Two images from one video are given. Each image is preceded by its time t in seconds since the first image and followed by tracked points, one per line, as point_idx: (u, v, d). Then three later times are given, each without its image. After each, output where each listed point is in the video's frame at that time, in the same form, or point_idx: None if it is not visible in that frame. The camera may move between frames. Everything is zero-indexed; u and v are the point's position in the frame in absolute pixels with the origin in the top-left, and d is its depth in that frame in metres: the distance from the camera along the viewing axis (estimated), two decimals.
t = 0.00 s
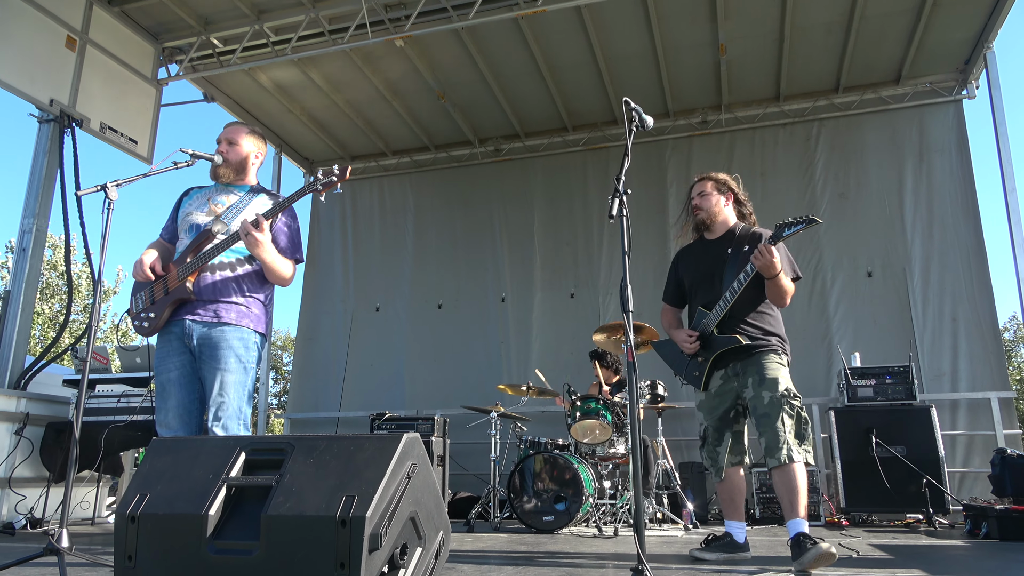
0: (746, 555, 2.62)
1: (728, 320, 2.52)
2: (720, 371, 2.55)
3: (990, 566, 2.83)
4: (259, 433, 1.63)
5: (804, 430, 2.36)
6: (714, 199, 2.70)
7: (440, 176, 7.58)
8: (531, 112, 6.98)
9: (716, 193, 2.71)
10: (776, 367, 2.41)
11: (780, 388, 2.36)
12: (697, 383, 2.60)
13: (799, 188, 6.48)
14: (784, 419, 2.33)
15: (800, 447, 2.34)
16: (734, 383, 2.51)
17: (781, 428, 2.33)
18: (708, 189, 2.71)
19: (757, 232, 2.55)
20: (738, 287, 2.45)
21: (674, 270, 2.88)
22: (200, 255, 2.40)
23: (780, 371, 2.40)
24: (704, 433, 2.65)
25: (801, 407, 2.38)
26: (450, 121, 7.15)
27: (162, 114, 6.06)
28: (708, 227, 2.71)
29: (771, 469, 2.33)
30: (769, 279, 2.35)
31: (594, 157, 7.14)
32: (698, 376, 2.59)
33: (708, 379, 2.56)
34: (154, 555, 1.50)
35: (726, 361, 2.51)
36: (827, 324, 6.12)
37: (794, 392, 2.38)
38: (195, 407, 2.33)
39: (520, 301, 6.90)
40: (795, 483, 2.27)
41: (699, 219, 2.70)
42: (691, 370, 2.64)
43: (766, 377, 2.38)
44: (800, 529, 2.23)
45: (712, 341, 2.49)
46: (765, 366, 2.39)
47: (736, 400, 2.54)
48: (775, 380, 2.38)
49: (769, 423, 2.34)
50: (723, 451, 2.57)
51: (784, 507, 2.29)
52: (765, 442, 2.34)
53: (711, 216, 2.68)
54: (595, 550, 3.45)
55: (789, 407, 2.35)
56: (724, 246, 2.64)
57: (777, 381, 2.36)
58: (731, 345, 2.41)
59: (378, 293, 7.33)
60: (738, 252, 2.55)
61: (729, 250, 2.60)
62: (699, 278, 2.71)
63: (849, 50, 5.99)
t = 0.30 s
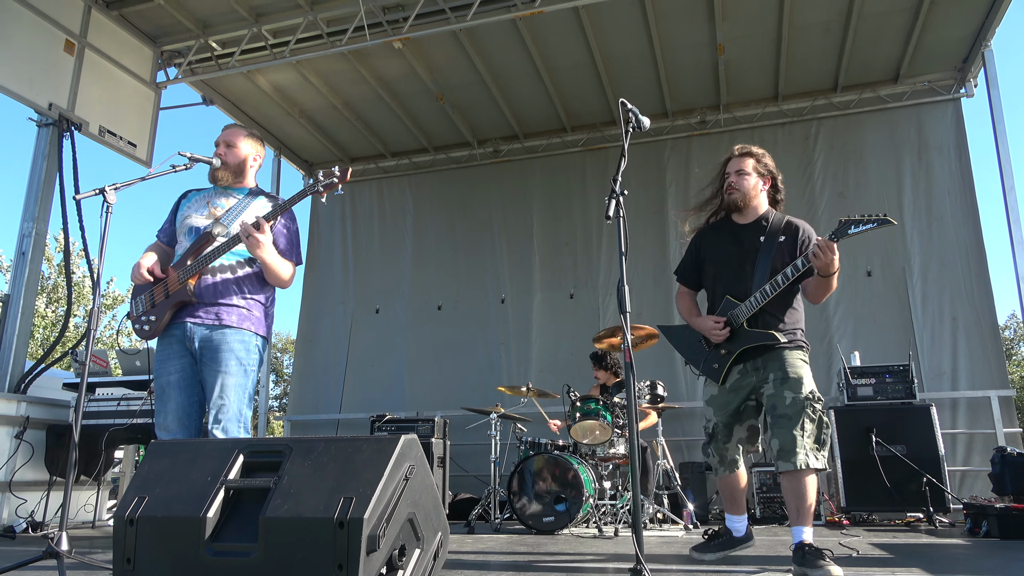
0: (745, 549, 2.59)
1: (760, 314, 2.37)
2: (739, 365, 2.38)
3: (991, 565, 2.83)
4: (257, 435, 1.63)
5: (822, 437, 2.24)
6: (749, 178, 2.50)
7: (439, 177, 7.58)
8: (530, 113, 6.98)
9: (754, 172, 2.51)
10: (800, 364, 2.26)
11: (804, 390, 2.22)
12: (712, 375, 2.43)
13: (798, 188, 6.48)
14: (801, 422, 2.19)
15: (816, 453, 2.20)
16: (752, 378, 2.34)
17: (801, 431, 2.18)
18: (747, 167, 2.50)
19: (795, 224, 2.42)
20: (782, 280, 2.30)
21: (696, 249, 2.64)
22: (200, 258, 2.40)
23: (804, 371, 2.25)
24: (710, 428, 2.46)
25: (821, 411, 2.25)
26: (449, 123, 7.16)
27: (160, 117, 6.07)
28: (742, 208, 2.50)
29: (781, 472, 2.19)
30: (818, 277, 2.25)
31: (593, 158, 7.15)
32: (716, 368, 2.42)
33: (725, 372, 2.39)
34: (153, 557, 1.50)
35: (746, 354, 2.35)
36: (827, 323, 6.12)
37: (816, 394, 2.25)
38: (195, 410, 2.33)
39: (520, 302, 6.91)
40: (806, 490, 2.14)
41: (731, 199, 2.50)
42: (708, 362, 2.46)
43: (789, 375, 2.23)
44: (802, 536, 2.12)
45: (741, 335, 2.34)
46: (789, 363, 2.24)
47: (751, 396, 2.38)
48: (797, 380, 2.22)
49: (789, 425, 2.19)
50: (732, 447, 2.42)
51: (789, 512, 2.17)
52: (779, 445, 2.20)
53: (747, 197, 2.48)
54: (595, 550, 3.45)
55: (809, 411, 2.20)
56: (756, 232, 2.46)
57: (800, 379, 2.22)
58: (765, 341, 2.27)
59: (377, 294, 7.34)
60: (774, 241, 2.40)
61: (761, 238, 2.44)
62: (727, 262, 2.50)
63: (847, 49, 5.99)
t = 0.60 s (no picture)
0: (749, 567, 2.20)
1: (768, 291, 2.31)
2: (744, 348, 2.28)
3: (986, 562, 2.84)
4: (253, 436, 1.63)
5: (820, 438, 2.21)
6: (750, 161, 2.45)
7: (436, 178, 7.58)
8: (526, 114, 6.99)
9: (755, 155, 2.46)
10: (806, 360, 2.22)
11: (810, 389, 2.18)
12: (717, 357, 2.30)
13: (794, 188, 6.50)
14: (805, 420, 2.16)
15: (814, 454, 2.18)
16: (758, 364, 2.25)
17: (804, 432, 2.16)
18: (746, 150, 2.45)
19: (801, 207, 2.39)
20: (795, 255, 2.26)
21: (697, 232, 2.54)
22: (204, 258, 2.40)
23: (811, 368, 2.21)
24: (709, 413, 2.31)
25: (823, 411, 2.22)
26: (445, 124, 7.16)
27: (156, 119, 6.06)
28: (744, 192, 2.45)
29: (782, 468, 2.18)
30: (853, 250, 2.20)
31: (589, 158, 7.16)
32: (721, 348, 2.30)
33: (731, 356, 2.27)
34: (150, 559, 1.50)
35: (753, 339, 2.27)
36: (824, 322, 6.14)
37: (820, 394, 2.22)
38: (192, 412, 2.34)
39: (517, 302, 6.91)
40: (805, 490, 2.13)
41: (733, 182, 2.45)
42: (712, 344, 2.33)
43: (796, 371, 2.18)
44: (799, 536, 2.13)
45: (751, 310, 2.25)
46: (796, 359, 2.19)
47: (755, 384, 2.27)
48: (804, 376, 2.18)
49: (794, 426, 2.16)
50: (736, 436, 2.22)
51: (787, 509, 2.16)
52: (784, 442, 2.18)
53: (749, 180, 2.43)
54: (591, 550, 3.46)
55: (812, 410, 2.17)
56: (761, 214, 2.40)
57: (805, 378, 2.19)
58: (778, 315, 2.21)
59: (374, 295, 7.34)
60: (781, 222, 2.35)
61: (767, 219, 2.38)
62: (730, 241, 2.41)
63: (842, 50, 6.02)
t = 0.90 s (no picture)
0: None
1: (751, 281, 2.19)
2: (729, 343, 2.14)
3: (979, 560, 2.86)
4: (247, 438, 1.64)
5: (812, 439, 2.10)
6: (727, 156, 2.37)
7: (430, 179, 7.59)
8: (520, 115, 7.00)
9: (731, 151, 2.38)
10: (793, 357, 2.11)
11: (801, 387, 2.07)
12: (702, 352, 2.14)
13: (787, 187, 6.53)
14: (798, 419, 2.04)
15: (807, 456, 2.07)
16: (746, 360, 2.12)
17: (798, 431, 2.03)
18: (723, 146, 2.37)
19: (778, 204, 2.34)
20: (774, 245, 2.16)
21: (674, 227, 2.41)
22: (206, 266, 2.41)
23: (799, 366, 2.10)
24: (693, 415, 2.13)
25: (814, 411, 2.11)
26: (439, 125, 7.17)
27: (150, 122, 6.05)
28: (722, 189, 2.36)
29: (775, 467, 2.07)
30: (833, 234, 2.10)
31: (584, 159, 7.17)
32: (706, 344, 2.14)
33: (715, 352, 2.12)
34: (143, 562, 1.50)
35: (739, 332, 2.12)
36: (818, 322, 6.16)
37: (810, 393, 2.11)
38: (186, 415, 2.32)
39: (512, 303, 6.92)
40: (799, 489, 2.03)
41: (710, 178, 2.36)
42: (696, 339, 2.18)
43: (785, 370, 2.07)
44: (791, 531, 2.05)
45: (739, 300, 2.11)
46: (783, 358, 2.07)
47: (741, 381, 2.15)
48: (794, 375, 2.07)
49: (789, 424, 2.04)
50: (724, 437, 2.07)
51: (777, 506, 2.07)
52: (777, 443, 2.05)
53: (727, 176, 2.34)
54: (586, 550, 3.47)
55: (805, 409, 2.06)
56: (740, 208, 2.32)
57: (795, 375, 2.08)
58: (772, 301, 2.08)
59: (370, 297, 7.34)
60: (760, 216, 2.28)
61: (747, 213, 2.30)
62: (707, 232, 2.29)
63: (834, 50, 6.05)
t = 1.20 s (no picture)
0: None
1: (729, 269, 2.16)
2: (707, 336, 2.11)
3: (974, 559, 2.87)
4: (244, 439, 1.64)
5: (806, 424, 2.01)
6: (710, 147, 2.37)
7: (428, 180, 7.59)
8: (517, 116, 7.01)
9: (713, 142, 2.38)
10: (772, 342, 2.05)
11: (784, 367, 2.00)
12: (681, 346, 2.12)
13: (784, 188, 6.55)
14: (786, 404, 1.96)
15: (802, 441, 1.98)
16: (725, 351, 2.07)
17: (788, 414, 1.95)
18: (705, 137, 2.37)
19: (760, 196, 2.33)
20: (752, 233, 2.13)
21: (654, 211, 2.39)
22: (198, 276, 2.43)
23: (780, 350, 2.04)
24: (678, 416, 2.10)
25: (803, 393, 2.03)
26: (437, 127, 7.18)
27: (147, 123, 6.05)
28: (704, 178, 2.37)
29: (767, 462, 1.94)
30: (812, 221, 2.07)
31: (581, 160, 7.18)
32: (686, 336, 2.12)
33: (693, 345, 2.10)
34: (140, 564, 1.51)
35: (715, 323, 2.09)
36: (814, 322, 6.18)
37: (796, 375, 2.04)
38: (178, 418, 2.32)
39: (509, 304, 6.93)
40: (793, 481, 1.91)
41: (693, 169, 2.36)
42: (674, 330, 2.17)
43: (766, 352, 2.02)
44: (791, 535, 1.91)
45: (717, 290, 2.10)
46: (763, 342, 2.03)
47: (723, 375, 2.10)
48: (776, 360, 2.01)
49: (777, 408, 1.94)
50: (709, 435, 2.05)
51: (773, 508, 1.95)
52: (766, 432, 1.94)
53: (708, 168, 2.35)
54: (583, 551, 3.48)
55: (792, 391, 1.99)
56: (721, 198, 2.32)
57: (778, 358, 2.01)
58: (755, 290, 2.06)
59: (367, 298, 7.34)
60: (742, 205, 2.27)
61: (729, 202, 2.29)
62: (688, 222, 2.27)
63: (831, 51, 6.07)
